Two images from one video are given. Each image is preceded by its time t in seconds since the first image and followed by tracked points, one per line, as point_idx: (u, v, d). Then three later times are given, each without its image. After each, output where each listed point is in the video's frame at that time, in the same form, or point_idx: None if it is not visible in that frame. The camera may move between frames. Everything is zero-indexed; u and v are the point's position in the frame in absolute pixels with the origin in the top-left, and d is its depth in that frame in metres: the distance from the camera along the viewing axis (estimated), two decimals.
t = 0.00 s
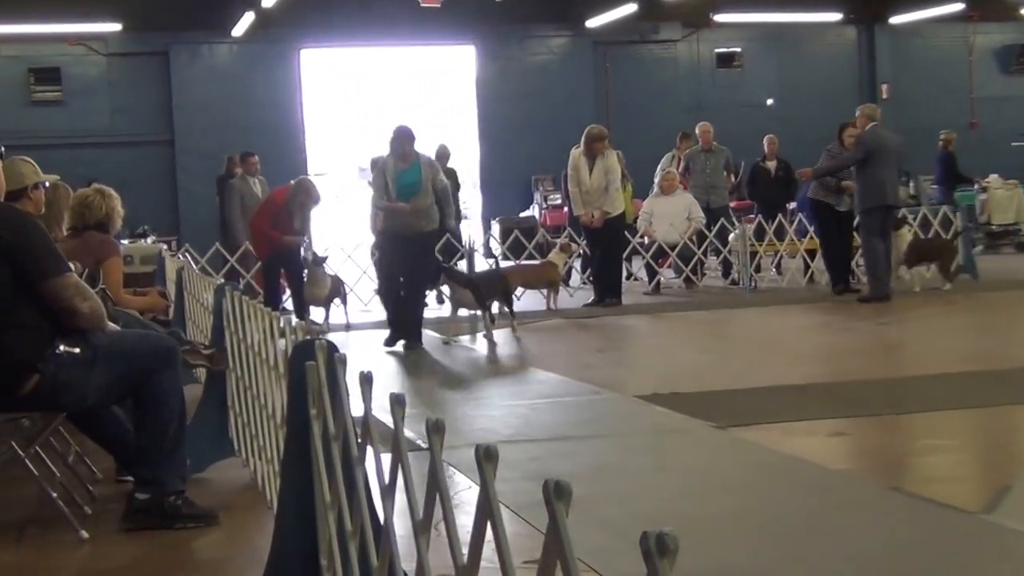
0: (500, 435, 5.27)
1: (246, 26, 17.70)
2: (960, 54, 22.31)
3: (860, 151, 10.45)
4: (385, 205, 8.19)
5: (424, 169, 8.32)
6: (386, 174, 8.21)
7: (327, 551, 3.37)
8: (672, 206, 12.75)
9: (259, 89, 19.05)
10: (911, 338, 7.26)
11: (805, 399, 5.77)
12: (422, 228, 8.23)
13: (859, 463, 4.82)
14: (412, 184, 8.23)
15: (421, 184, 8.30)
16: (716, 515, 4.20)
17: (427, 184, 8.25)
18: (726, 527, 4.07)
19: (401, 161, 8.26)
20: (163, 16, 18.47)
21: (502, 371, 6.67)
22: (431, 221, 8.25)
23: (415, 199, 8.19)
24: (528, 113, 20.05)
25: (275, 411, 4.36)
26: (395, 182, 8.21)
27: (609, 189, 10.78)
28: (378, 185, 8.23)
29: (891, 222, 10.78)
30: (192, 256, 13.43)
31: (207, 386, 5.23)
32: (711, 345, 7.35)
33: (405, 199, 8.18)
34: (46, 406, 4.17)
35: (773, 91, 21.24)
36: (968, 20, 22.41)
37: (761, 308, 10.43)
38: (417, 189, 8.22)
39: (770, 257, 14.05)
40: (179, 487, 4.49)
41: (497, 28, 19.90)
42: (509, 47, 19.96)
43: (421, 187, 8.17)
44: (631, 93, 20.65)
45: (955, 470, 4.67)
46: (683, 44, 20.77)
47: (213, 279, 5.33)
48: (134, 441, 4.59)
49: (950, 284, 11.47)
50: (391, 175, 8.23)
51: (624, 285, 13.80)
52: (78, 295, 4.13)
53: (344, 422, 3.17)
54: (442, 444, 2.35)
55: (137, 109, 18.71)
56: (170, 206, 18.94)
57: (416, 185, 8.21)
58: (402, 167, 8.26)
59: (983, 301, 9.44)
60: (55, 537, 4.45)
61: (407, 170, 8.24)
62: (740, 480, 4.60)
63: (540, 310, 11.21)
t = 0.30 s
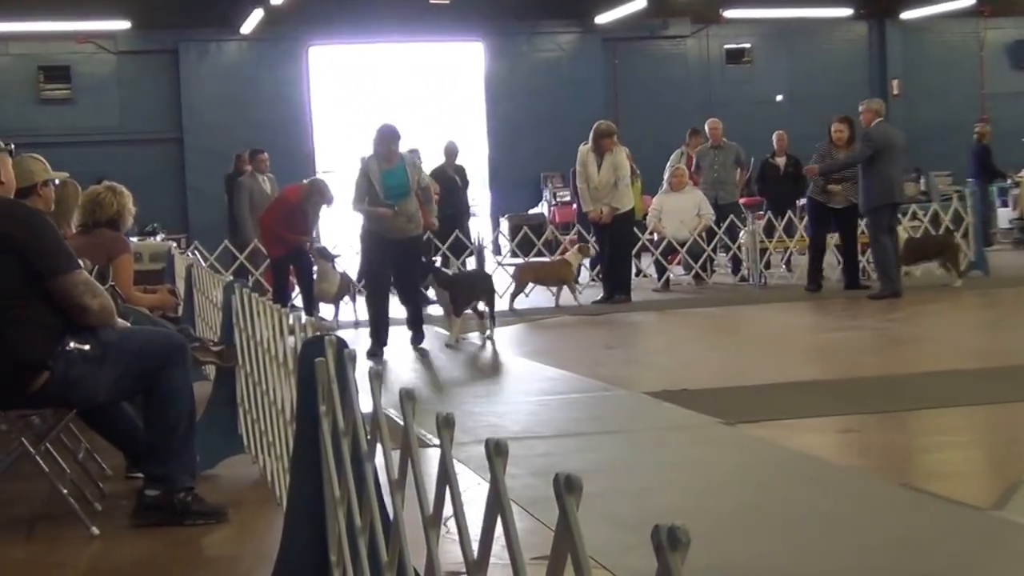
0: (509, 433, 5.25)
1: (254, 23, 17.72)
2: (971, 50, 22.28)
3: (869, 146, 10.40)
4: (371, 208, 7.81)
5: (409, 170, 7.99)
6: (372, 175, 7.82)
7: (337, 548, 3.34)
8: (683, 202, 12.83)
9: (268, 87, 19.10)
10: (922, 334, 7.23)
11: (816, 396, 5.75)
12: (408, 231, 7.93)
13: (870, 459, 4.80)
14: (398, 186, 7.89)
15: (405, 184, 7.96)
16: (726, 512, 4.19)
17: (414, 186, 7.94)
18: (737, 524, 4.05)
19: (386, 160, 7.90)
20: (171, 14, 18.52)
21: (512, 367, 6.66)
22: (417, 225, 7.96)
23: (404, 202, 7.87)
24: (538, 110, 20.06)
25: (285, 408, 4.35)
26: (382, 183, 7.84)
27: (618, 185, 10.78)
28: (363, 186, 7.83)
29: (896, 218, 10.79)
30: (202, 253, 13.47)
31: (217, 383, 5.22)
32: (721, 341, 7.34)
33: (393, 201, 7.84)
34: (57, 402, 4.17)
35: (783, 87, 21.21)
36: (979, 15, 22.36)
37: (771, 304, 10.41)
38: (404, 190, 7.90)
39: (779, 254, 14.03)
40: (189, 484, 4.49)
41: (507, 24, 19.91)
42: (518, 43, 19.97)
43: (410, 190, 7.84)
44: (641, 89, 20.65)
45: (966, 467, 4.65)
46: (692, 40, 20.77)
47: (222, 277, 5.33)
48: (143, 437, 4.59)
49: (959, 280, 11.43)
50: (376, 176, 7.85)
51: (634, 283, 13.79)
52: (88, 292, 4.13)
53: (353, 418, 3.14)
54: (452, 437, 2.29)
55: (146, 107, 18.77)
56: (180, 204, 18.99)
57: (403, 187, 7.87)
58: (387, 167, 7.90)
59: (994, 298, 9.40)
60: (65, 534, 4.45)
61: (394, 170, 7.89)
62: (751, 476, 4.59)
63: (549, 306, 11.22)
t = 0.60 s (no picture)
0: (519, 430, 5.24)
1: (263, 21, 17.74)
2: (981, 45, 22.21)
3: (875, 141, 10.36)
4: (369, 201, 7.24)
5: (407, 164, 7.49)
6: (368, 167, 7.32)
7: (347, 542, 3.32)
8: (691, 199, 12.77)
9: (278, 85, 19.10)
10: (934, 331, 7.19)
11: (826, 392, 5.74)
12: (403, 227, 7.31)
13: (881, 456, 4.77)
14: (395, 178, 7.40)
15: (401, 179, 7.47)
16: (737, 508, 4.18)
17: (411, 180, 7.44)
18: (747, 520, 4.04)
19: (382, 153, 7.42)
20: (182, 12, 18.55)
21: (521, 364, 6.65)
22: (413, 220, 7.37)
23: (400, 195, 7.36)
24: (546, 106, 20.07)
25: (294, 405, 4.35)
26: (379, 175, 7.34)
27: (627, 181, 10.76)
28: (359, 178, 7.32)
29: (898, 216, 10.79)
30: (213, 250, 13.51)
31: (226, 381, 5.23)
32: (731, 338, 7.32)
33: (390, 194, 7.33)
34: (65, 399, 4.17)
35: (792, 83, 21.17)
36: (990, 10, 22.28)
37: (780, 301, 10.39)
38: (400, 184, 7.41)
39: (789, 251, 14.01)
40: (198, 480, 4.49)
41: (517, 21, 19.90)
42: (528, 40, 19.96)
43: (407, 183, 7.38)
44: (649, 86, 20.65)
45: (977, 463, 4.63)
46: (701, 36, 20.75)
47: (231, 272, 5.32)
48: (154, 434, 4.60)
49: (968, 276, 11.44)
50: (374, 168, 7.34)
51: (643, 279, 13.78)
52: (97, 288, 4.12)
53: (363, 413, 3.10)
54: (461, 431, 2.27)
55: (155, 106, 18.82)
56: (191, 202, 19.04)
57: (400, 180, 7.40)
58: (383, 160, 7.40)
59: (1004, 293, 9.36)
60: (75, 530, 4.46)
61: (391, 162, 7.40)
62: (762, 472, 4.58)
63: (558, 303, 11.22)
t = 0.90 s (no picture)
0: (532, 421, 5.31)
1: (278, 17, 17.84)
2: (990, 39, 22.19)
3: (881, 137, 10.34)
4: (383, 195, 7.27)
5: (419, 157, 7.52)
6: (384, 159, 7.32)
7: (362, 530, 3.33)
8: (701, 193, 12.85)
9: (291, 81, 19.21)
10: (941, 323, 7.24)
11: (835, 383, 5.80)
12: (413, 220, 7.38)
13: (889, 446, 4.83)
14: (408, 173, 7.43)
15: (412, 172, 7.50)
16: (748, 497, 4.24)
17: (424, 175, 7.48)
18: (758, 509, 4.10)
19: (396, 145, 7.40)
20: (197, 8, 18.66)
21: (533, 355, 6.73)
22: (422, 215, 7.45)
23: (413, 191, 7.40)
24: (556, 101, 20.11)
25: (310, 395, 4.43)
26: (393, 169, 7.35)
27: (639, 172, 10.83)
28: (373, 170, 7.31)
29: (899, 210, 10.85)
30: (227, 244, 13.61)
31: (243, 371, 5.32)
32: (739, 329, 7.38)
33: (402, 188, 7.37)
34: (85, 391, 4.25)
35: (802, 78, 21.17)
36: (998, 5, 22.27)
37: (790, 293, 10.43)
38: (412, 178, 7.44)
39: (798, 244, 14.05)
40: (216, 469, 4.58)
41: (527, 17, 19.95)
42: (538, 36, 20.02)
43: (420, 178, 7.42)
44: (659, 81, 20.69)
45: (984, 452, 4.68)
46: (711, 31, 20.76)
47: (248, 265, 5.41)
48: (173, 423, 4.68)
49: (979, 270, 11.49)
50: (388, 161, 7.34)
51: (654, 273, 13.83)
52: (116, 280, 4.19)
53: (377, 401, 3.12)
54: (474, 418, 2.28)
55: (171, 102, 18.93)
56: (205, 196, 19.15)
57: (412, 174, 7.43)
58: (398, 153, 7.40)
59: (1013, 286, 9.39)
60: (96, 518, 4.54)
61: (405, 156, 7.41)
62: (772, 462, 4.65)
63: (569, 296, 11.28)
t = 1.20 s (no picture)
0: (551, 412, 5.37)
1: (300, 13, 17.94)
2: (1005, 34, 22.13)
3: (882, 132, 10.41)
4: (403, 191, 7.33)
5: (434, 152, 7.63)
6: (405, 155, 7.38)
7: (383, 519, 3.27)
8: (718, 186, 12.90)
9: (313, 76, 19.30)
10: (957, 315, 7.26)
11: (851, 374, 5.84)
12: (431, 215, 7.44)
13: (904, 437, 4.87)
14: (427, 168, 7.53)
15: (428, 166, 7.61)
16: (764, 488, 4.29)
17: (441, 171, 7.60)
18: (774, 500, 4.15)
19: (414, 140, 7.48)
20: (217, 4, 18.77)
21: (550, 348, 6.78)
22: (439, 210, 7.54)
23: (432, 186, 7.52)
24: (573, 96, 20.16)
25: (330, 386, 4.50)
26: (414, 164, 7.43)
27: (659, 163, 10.83)
28: (394, 164, 7.35)
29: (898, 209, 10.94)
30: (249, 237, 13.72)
31: (265, 362, 5.41)
32: (756, 322, 7.42)
33: (422, 183, 7.47)
34: (110, 380, 4.34)
35: (818, 72, 21.16)
36: None
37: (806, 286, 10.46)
38: (430, 173, 7.55)
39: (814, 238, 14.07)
40: (238, 460, 4.66)
41: (545, 13, 20.00)
42: (556, 32, 20.07)
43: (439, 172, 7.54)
44: (674, 75, 20.73)
45: (998, 443, 4.72)
46: (727, 26, 20.80)
47: (269, 258, 5.49)
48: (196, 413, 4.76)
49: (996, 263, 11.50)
50: (409, 156, 7.41)
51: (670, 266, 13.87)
52: (139, 272, 4.27)
53: (399, 389, 3.08)
54: (492, 409, 2.25)
55: (190, 97, 19.05)
56: (227, 190, 19.28)
57: (431, 169, 7.53)
58: (416, 147, 7.48)
59: None
60: (120, 508, 4.62)
61: (423, 151, 7.51)
62: (788, 452, 4.70)
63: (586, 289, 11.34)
